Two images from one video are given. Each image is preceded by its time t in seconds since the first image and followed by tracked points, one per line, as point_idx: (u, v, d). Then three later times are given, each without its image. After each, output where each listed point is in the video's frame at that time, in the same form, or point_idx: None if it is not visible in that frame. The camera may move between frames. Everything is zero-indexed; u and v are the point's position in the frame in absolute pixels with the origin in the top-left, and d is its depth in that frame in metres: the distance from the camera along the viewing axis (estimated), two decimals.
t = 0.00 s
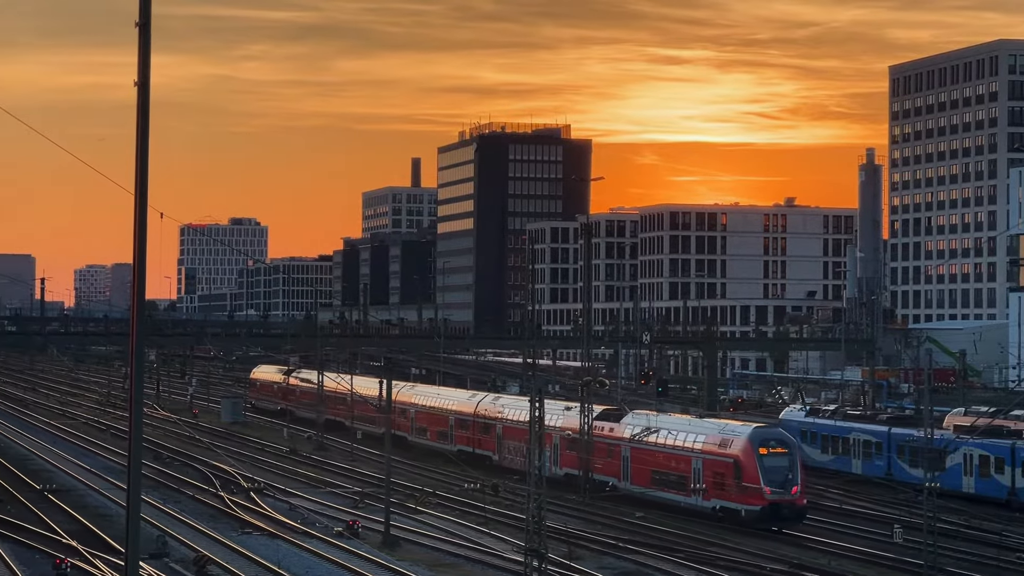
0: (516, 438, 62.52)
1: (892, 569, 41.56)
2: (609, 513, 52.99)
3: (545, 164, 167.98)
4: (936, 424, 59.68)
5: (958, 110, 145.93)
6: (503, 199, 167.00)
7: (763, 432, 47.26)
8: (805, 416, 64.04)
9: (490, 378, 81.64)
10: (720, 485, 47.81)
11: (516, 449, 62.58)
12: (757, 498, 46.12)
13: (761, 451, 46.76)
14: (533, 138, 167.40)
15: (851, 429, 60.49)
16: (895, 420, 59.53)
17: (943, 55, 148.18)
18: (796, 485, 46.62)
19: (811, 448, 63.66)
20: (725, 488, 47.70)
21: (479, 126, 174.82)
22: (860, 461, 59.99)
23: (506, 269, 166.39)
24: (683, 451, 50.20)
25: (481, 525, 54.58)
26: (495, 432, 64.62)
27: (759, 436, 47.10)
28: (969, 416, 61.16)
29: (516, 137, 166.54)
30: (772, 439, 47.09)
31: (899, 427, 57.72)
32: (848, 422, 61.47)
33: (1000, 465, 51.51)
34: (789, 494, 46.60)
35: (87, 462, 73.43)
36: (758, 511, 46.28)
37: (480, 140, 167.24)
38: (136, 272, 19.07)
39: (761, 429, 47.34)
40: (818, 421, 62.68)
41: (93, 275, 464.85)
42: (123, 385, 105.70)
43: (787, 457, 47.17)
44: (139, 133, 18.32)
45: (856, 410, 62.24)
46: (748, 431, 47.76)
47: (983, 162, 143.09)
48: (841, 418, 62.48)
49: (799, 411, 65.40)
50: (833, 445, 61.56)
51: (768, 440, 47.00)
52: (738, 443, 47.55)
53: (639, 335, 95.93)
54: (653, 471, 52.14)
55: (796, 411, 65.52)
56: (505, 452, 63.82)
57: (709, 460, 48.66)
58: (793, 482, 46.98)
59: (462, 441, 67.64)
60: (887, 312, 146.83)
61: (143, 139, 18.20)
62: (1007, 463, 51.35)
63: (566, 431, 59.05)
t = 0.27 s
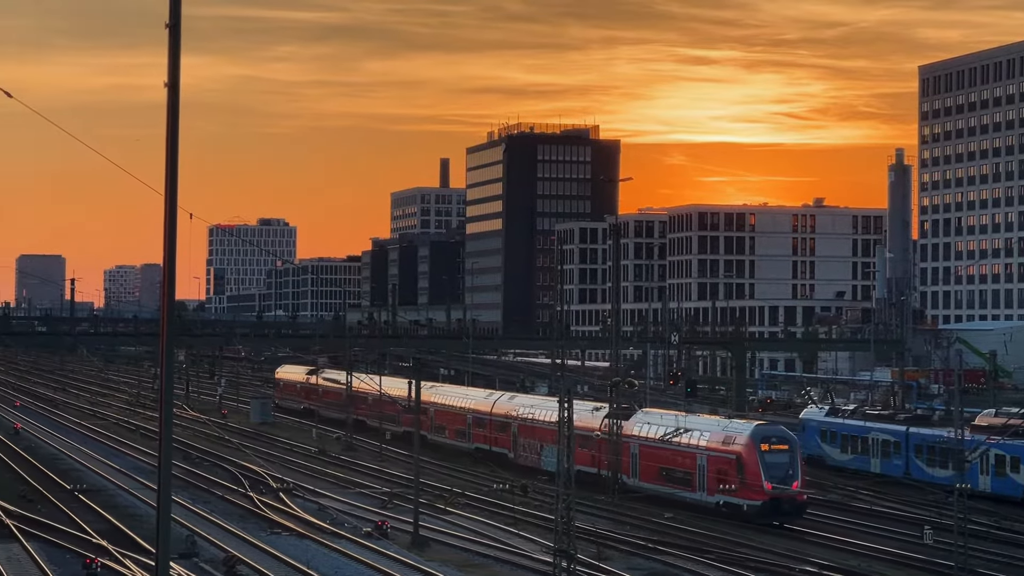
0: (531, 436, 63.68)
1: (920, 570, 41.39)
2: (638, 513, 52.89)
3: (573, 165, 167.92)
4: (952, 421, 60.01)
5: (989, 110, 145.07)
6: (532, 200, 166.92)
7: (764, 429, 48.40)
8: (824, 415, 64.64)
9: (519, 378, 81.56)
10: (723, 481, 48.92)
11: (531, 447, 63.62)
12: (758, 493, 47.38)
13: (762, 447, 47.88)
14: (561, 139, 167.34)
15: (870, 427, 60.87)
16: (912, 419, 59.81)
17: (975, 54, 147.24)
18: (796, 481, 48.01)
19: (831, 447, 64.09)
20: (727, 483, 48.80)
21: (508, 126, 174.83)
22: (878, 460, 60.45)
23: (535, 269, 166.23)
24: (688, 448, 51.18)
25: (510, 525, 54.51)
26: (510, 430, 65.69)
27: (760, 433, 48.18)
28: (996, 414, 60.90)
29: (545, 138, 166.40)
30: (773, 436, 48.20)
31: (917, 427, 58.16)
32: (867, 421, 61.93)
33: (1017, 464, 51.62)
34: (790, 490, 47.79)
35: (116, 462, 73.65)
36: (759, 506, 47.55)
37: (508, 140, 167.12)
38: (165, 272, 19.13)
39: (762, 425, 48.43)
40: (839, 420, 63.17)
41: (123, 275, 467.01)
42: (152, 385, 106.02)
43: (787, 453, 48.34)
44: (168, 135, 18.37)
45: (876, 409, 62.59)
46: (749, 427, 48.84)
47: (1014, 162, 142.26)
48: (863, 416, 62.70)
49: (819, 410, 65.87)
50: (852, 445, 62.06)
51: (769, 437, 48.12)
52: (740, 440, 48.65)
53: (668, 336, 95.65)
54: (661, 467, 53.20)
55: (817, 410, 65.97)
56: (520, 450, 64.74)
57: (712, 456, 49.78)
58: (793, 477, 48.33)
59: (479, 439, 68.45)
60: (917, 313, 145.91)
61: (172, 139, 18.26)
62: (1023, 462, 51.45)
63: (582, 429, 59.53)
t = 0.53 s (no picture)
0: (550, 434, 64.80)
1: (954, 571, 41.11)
2: (670, 514, 52.78)
3: (606, 166, 168.14)
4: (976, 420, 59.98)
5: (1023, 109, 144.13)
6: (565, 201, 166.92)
7: (770, 426, 49.53)
8: (848, 415, 64.68)
9: (552, 379, 81.57)
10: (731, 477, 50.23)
11: (548, 446, 64.75)
12: (763, 489, 48.55)
13: (768, 444, 49.06)
14: (593, 140, 167.46)
15: (893, 426, 60.82)
16: (935, 419, 59.56)
17: (1009, 54, 146.34)
18: (802, 476, 48.90)
19: (854, 447, 64.03)
20: (736, 479, 50.12)
21: (540, 127, 174.79)
22: (900, 460, 60.55)
23: (567, 270, 166.12)
24: (700, 446, 52.54)
25: (541, 526, 54.35)
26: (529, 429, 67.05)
27: (767, 430, 49.37)
28: None
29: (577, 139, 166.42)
30: (779, 434, 49.33)
31: (939, 427, 58.27)
32: (889, 421, 61.97)
33: None
34: (795, 486, 48.84)
35: (149, 462, 73.90)
36: (765, 501, 48.73)
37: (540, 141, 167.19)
38: (198, 272, 19.18)
39: (769, 423, 49.58)
40: (861, 420, 63.13)
41: (158, 276, 469.35)
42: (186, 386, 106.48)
43: (793, 449, 49.36)
44: (201, 136, 18.43)
45: (898, 410, 62.50)
46: (756, 426, 50.05)
47: None
48: (885, 416, 62.46)
49: (842, 410, 65.84)
50: (874, 445, 62.11)
51: (776, 434, 49.25)
52: (748, 437, 49.90)
53: (700, 336, 95.41)
54: (675, 465, 54.47)
55: (840, 410, 65.93)
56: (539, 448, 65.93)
57: (720, 454, 51.04)
58: (799, 474, 49.25)
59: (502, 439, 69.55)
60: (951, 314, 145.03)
61: (205, 139, 18.30)
62: None
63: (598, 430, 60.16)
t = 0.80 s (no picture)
0: (572, 434, 65.87)
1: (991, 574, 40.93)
2: (705, 516, 52.78)
3: (640, 167, 168.02)
4: (1002, 422, 59.83)
5: None
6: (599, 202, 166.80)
7: (781, 425, 51.36)
8: (874, 416, 64.82)
9: (585, 380, 81.50)
10: (741, 474, 52.25)
11: (570, 445, 66.06)
12: (774, 487, 50.72)
13: (778, 443, 50.98)
14: (627, 141, 167.16)
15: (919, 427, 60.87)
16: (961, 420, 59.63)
17: None
18: (810, 474, 51.09)
19: (881, 447, 64.35)
20: (745, 476, 52.07)
21: (574, 129, 174.56)
22: (925, 461, 60.66)
23: (601, 272, 165.91)
24: (711, 444, 54.24)
25: (576, 527, 54.37)
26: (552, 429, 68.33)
27: (776, 430, 51.18)
28: None
29: (611, 140, 166.32)
30: (789, 433, 51.20)
31: (963, 427, 58.32)
32: (915, 422, 62.08)
33: None
34: (804, 483, 51.12)
35: (184, 463, 74.23)
36: (775, 496, 50.99)
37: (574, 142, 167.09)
38: (234, 275, 19.34)
39: (779, 423, 51.39)
40: (887, 421, 63.34)
41: (191, 276, 471.49)
42: (220, 388, 106.79)
43: (802, 448, 51.32)
44: (236, 139, 18.60)
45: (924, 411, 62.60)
46: (766, 425, 51.83)
47: None
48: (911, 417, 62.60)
49: (870, 411, 66.01)
50: (899, 445, 62.24)
51: (785, 434, 51.12)
52: (757, 436, 51.68)
53: (734, 338, 95.00)
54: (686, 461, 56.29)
55: (867, 411, 66.09)
56: (561, 447, 67.13)
57: (732, 450, 53.00)
58: (808, 471, 51.36)
59: (525, 437, 71.27)
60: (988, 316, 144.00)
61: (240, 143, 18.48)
62: None
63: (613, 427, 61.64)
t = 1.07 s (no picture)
0: (597, 433, 66.93)
1: None
2: (743, 519, 52.55)
3: (678, 169, 168.31)
4: None
5: None
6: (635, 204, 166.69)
7: (794, 425, 52.48)
8: (903, 417, 65.23)
9: (621, 382, 81.38)
10: (757, 472, 53.48)
11: (595, 444, 67.29)
12: (786, 484, 51.77)
13: (791, 442, 52.14)
14: (665, 144, 167.71)
15: (945, 428, 61.31)
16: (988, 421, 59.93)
17: None
18: (823, 472, 51.98)
19: (910, 448, 64.72)
20: (762, 475, 53.30)
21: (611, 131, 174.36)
22: (954, 462, 61.10)
23: (637, 274, 165.63)
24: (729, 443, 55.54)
25: (612, 530, 54.32)
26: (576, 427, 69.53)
27: (790, 429, 52.39)
28: None
29: (649, 143, 166.44)
30: (802, 432, 52.35)
31: (990, 428, 58.68)
32: (944, 423, 62.46)
33: None
34: (817, 481, 51.96)
35: (222, 465, 74.53)
36: (789, 495, 52.05)
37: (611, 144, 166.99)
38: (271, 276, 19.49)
39: (793, 422, 52.61)
40: (917, 422, 63.73)
41: (229, 278, 473.67)
42: (258, 390, 107.18)
43: (815, 447, 52.34)
44: (273, 138, 18.74)
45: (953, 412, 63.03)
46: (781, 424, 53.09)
47: None
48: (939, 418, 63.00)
49: (899, 412, 66.37)
50: (929, 447, 62.66)
51: (798, 432, 52.28)
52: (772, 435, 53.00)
53: (770, 340, 94.71)
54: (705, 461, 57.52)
55: (897, 412, 66.49)
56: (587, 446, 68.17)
57: (748, 449, 54.27)
58: (821, 469, 52.33)
59: (551, 437, 72.23)
60: None
61: (278, 142, 18.62)
62: None
63: (637, 426, 62.77)
